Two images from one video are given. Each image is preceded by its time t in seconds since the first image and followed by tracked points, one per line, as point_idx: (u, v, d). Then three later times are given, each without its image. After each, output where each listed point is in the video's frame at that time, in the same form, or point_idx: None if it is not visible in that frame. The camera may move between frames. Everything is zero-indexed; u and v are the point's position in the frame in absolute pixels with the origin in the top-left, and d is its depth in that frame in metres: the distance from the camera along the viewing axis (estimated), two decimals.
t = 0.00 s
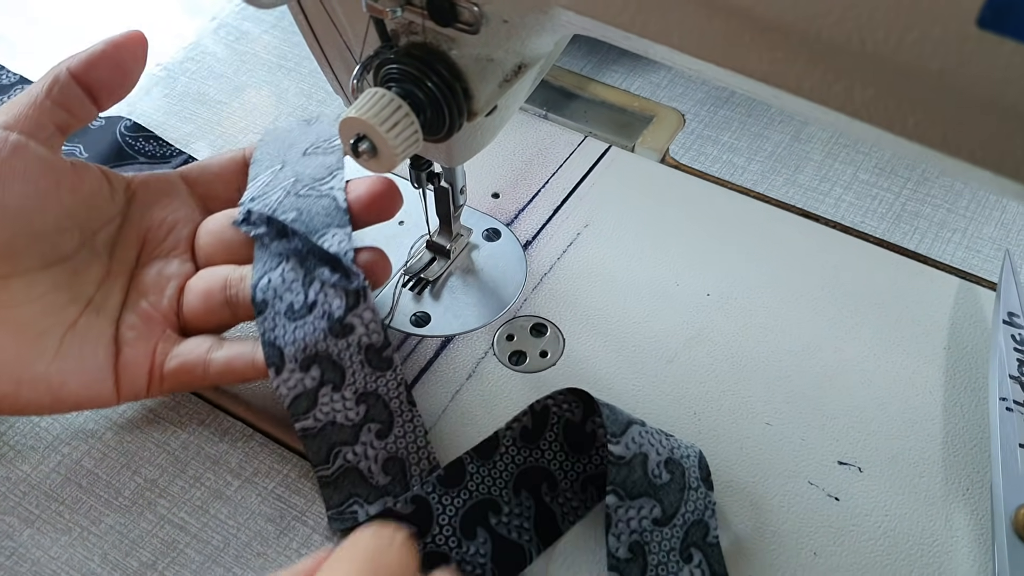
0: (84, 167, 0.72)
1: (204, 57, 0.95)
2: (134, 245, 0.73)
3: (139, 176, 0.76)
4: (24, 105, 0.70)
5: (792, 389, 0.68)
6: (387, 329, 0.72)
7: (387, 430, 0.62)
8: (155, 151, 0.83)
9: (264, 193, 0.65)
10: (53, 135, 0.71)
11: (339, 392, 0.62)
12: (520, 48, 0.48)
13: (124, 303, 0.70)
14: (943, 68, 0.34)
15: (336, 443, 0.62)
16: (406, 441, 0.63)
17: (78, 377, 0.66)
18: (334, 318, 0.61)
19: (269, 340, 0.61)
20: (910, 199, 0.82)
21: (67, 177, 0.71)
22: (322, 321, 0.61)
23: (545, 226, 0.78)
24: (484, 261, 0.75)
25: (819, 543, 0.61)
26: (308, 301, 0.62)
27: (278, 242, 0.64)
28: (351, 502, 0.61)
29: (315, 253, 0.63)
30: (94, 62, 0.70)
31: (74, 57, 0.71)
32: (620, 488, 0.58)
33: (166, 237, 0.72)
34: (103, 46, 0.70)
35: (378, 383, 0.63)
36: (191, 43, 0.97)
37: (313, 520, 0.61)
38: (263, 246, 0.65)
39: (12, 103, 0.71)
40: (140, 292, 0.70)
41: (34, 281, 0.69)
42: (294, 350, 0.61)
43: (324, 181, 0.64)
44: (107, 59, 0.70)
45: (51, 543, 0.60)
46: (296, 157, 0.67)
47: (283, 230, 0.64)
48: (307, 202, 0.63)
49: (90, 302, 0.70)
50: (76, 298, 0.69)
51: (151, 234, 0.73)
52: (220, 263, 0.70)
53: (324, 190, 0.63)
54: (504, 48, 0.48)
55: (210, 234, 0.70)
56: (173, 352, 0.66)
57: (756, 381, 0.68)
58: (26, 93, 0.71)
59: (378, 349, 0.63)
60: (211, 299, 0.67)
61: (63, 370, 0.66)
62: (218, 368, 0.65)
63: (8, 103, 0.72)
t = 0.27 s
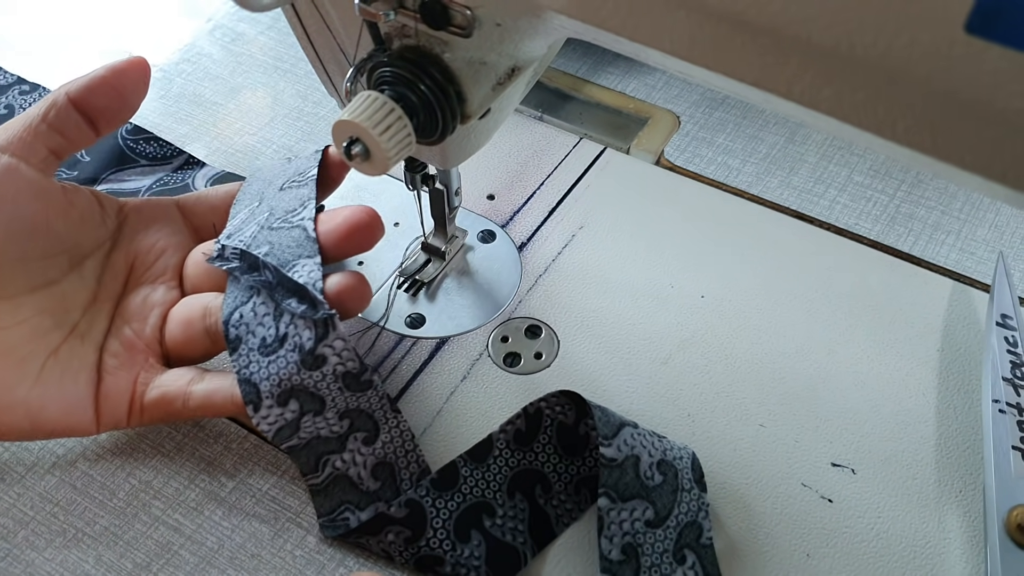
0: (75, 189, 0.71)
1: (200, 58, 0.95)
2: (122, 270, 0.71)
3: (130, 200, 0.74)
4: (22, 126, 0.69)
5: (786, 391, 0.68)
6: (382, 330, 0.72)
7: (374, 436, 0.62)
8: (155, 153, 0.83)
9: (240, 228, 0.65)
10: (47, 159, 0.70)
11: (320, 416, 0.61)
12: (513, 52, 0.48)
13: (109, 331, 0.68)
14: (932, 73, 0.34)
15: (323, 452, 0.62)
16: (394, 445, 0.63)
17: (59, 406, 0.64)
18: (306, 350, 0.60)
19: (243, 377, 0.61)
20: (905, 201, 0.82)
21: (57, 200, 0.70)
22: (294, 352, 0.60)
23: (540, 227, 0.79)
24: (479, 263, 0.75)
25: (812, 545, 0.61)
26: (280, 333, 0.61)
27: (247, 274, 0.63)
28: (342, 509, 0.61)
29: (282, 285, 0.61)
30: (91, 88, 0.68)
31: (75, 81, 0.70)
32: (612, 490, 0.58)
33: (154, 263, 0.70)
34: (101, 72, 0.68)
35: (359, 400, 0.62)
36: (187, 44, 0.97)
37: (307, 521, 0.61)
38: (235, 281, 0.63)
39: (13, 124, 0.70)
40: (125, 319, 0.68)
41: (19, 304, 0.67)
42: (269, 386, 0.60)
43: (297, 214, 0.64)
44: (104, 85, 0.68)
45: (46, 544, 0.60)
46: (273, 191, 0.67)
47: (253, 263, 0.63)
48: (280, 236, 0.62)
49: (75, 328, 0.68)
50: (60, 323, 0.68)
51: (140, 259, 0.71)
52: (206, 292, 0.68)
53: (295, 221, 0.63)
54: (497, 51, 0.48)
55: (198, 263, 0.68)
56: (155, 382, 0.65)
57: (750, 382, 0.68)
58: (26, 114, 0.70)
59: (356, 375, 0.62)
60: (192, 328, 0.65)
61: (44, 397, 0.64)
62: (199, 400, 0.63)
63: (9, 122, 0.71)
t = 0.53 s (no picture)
0: (69, 183, 0.71)
1: (202, 56, 0.95)
2: (117, 265, 0.71)
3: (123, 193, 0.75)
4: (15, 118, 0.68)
5: (787, 388, 0.68)
6: (384, 327, 0.72)
7: (370, 437, 0.62)
8: (158, 151, 0.83)
9: (234, 220, 0.65)
10: (40, 152, 0.69)
11: (315, 414, 0.61)
12: (514, 48, 0.48)
13: (104, 325, 0.69)
14: (933, 68, 0.34)
15: (319, 454, 0.62)
16: (391, 444, 0.62)
17: (54, 399, 0.64)
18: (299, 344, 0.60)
19: (236, 370, 0.61)
20: (906, 198, 0.82)
21: (52, 194, 0.70)
22: (289, 347, 0.60)
23: (541, 225, 0.79)
24: (480, 260, 0.75)
25: (813, 540, 0.61)
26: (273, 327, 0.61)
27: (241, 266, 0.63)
28: (341, 509, 0.61)
29: (276, 278, 0.61)
30: (83, 79, 0.68)
31: (68, 71, 0.70)
32: (614, 485, 0.58)
33: (148, 257, 0.71)
34: (94, 63, 0.68)
35: (356, 399, 0.62)
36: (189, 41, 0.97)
37: (309, 517, 0.62)
38: (229, 272, 0.64)
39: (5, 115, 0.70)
40: (120, 313, 0.68)
41: (12, 299, 0.67)
42: (262, 380, 0.60)
43: (292, 206, 0.64)
44: (97, 75, 0.68)
45: (48, 540, 0.61)
46: (267, 183, 0.67)
47: (246, 255, 0.63)
48: (274, 227, 0.62)
49: (70, 323, 0.68)
50: (55, 316, 0.68)
51: (134, 253, 0.71)
52: (200, 284, 0.68)
53: (291, 214, 0.63)
54: (498, 47, 0.48)
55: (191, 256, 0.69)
56: (150, 375, 0.65)
57: (751, 379, 0.68)
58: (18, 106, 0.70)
59: (350, 371, 0.61)
60: (185, 321, 0.66)
61: (38, 392, 0.64)
62: (193, 392, 0.63)
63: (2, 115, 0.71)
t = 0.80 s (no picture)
0: (75, 176, 0.71)
1: (207, 52, 0.95)
2: (123, 258, 0.71)
3: (130, 186, 0.74)
4: (20, 110, 0.68)
5: (797, 383, 0.68)
6: (391, 323, 0.72)
7: (379, 432, 0.62)
8: (164, 148, 0.83)
9: (240, 213, 0.65)
10: (46, 145, 0.69)
11: (324, 409, 0.61)
12: (527, 40, 0.48)
13: (111, 319, 0.68)
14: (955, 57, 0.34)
15: (327, 450, 0.61)
16: (400, 441, 0.62)
17: (60, 393, 0.63)
18: (308, 339, 0.60)
19: (245, 365, 0.61)
20: (914, 193, 0.82)
21: (58, 187, 0.69)
22: (298, 342, 0.60)
23: (549, 220, 0.78)
24: (488, 255, 0.75)
25: (825, 535, 0.61)
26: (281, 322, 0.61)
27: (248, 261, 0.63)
28: (349, 505, 0.60)
29: (285, 272, 0.61)
30: (90, 72, 0.67)
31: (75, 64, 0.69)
32: (625, 481, 0.58)
33: (155, 251, 0.70)
34: (102, 56, 0.67)
35: (364, 394, 0.62)
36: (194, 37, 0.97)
37: (318, 512, 0.61)
38: (236, 267, 0.63)
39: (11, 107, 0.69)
40: (127, 307, 0.68)
41: (17, 293, 0.67)
42: (271, 375, 0.60)
43: (298, 200, 0.64)
44: (104, 69, 0.67)
45: (56, 536, 0.60)
46: (273, 175, 0.67)
47: (254, 250, 0.63)
48: (281, 221, 0.62)
49: (77, 317, 0.68)
50: (61, 310, 0.67)
51: (141, 247, 0.71)
52: (207, 278, 0.68)
53: (298, 208, 0.63)
54: (511, 39, 0.48)
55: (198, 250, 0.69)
56: (158, 369, 0.65)
57: (761, 375, 0.68)
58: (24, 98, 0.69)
59: (360, 365, 0.61)
60: (193, 315, 0.66)
61: (45, 386, 0.63)
62: (200, 386, 0.63)
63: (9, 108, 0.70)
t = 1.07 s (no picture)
0: (75, 174, 0.70)
1: (207, 49, 0.94)
2: (123, 257, 0.70)
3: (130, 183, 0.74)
4: (21, 107, 0.67)
5: (803, 382, 0.67)
6: (393, 322, 0.71)
7: (380, 433, 0.61)
8: (164, 146, 0.82)
9: (241, 212, 0.64)
10: (46, 143, 0.69)
11: (326, 409, 0.60)
12: (531, 34, 0.48)
13: (111, 318, 0.68)
14: (968, 50, 0.33)
15: (328, 451, 0.61)
16: (401, 441, 0.61)
17: (59, 393, 0.63)
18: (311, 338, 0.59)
19: (246, 365, 0.60)
20: (920, 191, 0.82)
21: (57, 185, 0.69)
22: (300, 342, 0.60)
23: (551, 218, 0.78)
24: (490, 254, 0.75)
25: (830, 535, 0.60)
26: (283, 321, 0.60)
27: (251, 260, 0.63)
28: (350, 506, 0.60)
29: (287, 271, 0.61)
30: (92, 71, 0.67)
31: (77, 62, 0.69)
32: (629, 481, 0.57)
33: (156, 249, 0.70)
34: (104, 54, 0.67)
35: (366, 394, 0.61)
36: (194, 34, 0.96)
37: (319, 513, 0.61)
38: (238, 266, 0.63)
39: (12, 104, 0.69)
40: (127, 306, 0.67)
41: (16, 291, 0.66)
42: (273, 375, 0.60)
43: (299, 198, 0.63)
44: (107, 67, 0.67)
45: (55, 537, 0.60)
46: (274, 174, 0.66)
47: (255, 249, 0.62)
48: (281, 220, 0.62)
49: (76, 315, 0.67)
50: (61, 309, 0.67)
51: (141, 245, 0.70)
52: (208, 277, 0.68)
53: (299, 206, 0.62)
54: (515, 34, 0.47)
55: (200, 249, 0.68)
56: (158, 368, 0.64)
57: (766, 374, 0.68)
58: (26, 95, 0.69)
59: (362, 365, 0.60)
60: (194, 314, 0.65)
61: (43, 385, 0.63)
62: (201, 386, 0.63)
63: (9, 105, 0.70)
